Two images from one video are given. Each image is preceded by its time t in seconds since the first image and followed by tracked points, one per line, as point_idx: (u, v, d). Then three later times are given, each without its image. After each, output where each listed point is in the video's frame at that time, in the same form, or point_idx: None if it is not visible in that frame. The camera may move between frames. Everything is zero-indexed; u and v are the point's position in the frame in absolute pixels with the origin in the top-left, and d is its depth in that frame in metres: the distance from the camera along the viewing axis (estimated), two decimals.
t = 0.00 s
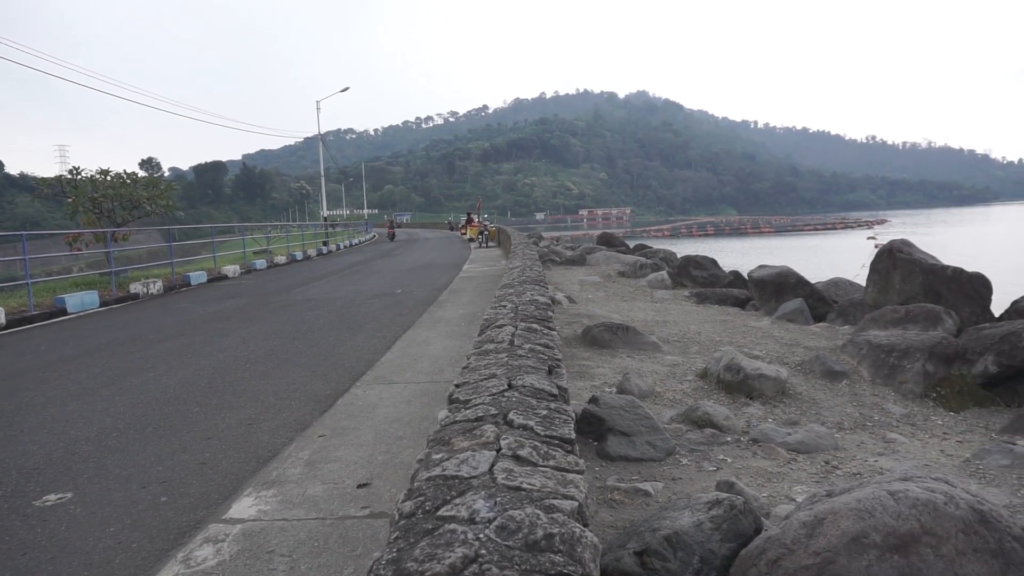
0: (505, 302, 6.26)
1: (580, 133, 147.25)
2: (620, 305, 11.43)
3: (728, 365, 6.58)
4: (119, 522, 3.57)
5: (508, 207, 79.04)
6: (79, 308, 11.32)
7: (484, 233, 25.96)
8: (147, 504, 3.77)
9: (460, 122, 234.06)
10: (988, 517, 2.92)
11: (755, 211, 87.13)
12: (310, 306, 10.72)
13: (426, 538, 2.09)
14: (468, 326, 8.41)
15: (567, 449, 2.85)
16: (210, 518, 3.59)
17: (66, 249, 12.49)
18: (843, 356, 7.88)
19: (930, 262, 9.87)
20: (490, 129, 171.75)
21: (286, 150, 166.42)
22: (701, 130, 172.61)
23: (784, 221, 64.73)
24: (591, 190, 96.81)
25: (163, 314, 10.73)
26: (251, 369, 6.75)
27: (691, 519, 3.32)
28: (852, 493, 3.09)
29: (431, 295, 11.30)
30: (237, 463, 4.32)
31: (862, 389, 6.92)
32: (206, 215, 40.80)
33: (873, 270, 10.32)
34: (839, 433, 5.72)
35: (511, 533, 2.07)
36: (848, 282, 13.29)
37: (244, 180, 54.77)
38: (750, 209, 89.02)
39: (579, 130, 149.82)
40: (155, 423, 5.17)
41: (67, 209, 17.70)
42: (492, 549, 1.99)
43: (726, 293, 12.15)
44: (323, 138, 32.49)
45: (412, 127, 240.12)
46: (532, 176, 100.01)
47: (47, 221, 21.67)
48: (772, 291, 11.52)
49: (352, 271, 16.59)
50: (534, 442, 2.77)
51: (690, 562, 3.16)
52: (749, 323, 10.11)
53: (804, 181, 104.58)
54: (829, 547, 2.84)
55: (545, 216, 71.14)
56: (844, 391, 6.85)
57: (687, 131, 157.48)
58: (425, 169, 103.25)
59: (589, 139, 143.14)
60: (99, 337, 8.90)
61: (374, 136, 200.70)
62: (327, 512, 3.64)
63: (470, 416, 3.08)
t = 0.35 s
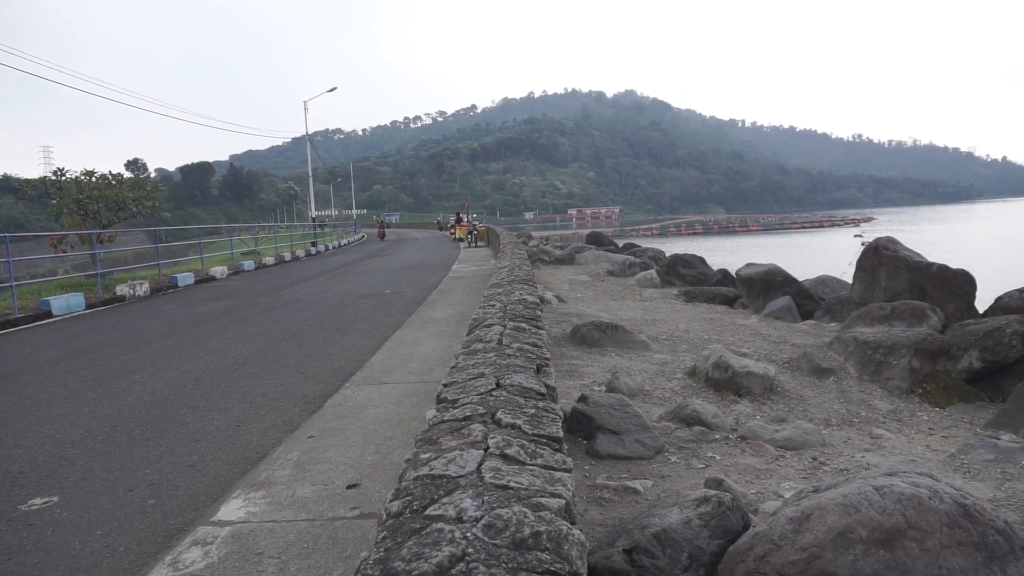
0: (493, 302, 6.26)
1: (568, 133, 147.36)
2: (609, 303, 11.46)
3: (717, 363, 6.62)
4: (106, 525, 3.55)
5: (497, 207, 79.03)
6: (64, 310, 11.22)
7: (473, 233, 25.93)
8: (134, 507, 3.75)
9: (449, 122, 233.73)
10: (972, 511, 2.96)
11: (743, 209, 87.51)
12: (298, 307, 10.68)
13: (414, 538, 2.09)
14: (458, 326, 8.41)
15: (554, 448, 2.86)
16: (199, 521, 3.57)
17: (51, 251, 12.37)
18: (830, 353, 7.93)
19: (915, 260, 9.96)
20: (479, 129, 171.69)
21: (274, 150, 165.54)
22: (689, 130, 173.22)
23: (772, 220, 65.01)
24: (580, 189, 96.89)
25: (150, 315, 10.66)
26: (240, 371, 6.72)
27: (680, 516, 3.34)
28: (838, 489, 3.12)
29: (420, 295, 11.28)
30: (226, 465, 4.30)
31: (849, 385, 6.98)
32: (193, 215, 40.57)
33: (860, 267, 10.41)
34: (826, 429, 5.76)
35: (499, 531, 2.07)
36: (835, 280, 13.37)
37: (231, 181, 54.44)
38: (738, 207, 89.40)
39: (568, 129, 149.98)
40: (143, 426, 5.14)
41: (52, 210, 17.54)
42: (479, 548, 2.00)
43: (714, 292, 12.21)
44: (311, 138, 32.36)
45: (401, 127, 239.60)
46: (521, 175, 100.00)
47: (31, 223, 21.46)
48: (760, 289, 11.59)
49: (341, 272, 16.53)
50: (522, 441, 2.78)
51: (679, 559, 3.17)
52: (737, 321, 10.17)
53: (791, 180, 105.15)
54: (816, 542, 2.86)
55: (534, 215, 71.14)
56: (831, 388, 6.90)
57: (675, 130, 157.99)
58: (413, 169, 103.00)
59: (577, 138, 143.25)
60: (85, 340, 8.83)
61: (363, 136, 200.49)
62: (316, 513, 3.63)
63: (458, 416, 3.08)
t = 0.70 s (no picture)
0: (484, 301, 6.27)
1: (560, 133, 147.45)
2: (600, 303, 11.48)
3: (708, 362, 6.65)
4: (96, 526, 3.53)
5: (490, 207, 79.04)
6: (54, 310, 11.15)
7: (465, 233, 25.91)
8: (124, 508, 3.73)
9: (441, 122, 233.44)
10: (958, 507, 2.99)
11: (735, 209, 87.77)
12: (289, 307, 10.64)
13: (403, 536, 2.09)
14: (450, 326, 8.41)
15: (544, 447, 2.87)
16: (190, 521, 3.56)
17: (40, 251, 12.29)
18: (820, 352, 7.98)
19: (904, 259, 10.03)
20: (471, 129, 171.54)
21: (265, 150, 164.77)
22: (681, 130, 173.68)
23: (763, 220, 65.22)
24: (572, 189, 96.93)
25: (140, 316, 10.59)
26: (230, 371, 6.70)
27: (670, 514, 3.35)
28: (827, 486, 3.14)
29: (411, 295, 11.27)
30: (217, 466, 4.28)
31: (838, 383, 7.03)
32: (184, 216, 40.39)
33: (850, 266, 10.47)
34: (816, 427, 5.80)
35: (487, 529, 2.08)
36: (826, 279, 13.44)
37: (222, 181, 54.16)
38: (730, 207, 89.65)
39: (560, 129, 150.14)
40: (133, 427, 5.11)
41: (40, 210, 17.43)
42: (467, 546, 2.01)
43: (705, 291, 12.25)
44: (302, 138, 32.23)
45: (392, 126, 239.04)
46: (513, 174, 99.95)
47: (20, 223, 21.29)
48: (751, 288, 11.64)
49: (332, 272, 16.49)
50: (511, 439, 2.78)
51: (669, 556, 3.19)
52: (729, 320, 10.21)
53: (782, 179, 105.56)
54: (804, 539, 2.88)
55: (526, 215, 71.11)
56: (821, 386, 6.94)
57: (667, 130, 158.34)
58: (406, 169, 102.76)
59: (569, 138, 143.39)
60: (74, 341, 8.76)
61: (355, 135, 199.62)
62: (307, 513, 3.63)
63: (448, 415, 3.08)
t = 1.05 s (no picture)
0: (473, 301, 6.27)
1: (549, 132, 147.37)
2: (589, 302, 11.50)
3: (696, 360, 6.68)
4: (82, 529, 3.51)
5: (479, 207, 79.00)
6: (39, 312, 11.04)
7: (454, 233, 25.87)
8: (111, 511, 3.71)
9: (429, 121, 233.02)
10: (942, 502, 3.02)
11: (723, 208, 88.06)
12: (278, 307, 10.59)
13: (391, 536, 2.10)
14: (439, 325, 8.41)
15: (532, 446, 2.87)
16: (178, 523, 3.54)
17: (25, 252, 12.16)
18: (808, 349, 8.03)
19: (890, 257, 10.11)
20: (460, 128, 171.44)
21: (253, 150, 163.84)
22: (669, 129, 174.29)
23: (751, 218, 65.50)
24: (562, 188, 96.94)
25: (127, 317, 10.51)
26: (218, 372, 6.66)
27: (658, 512, 3.37)
28: (813, 482, 3.17)
29: (400, 295, 11.25)
30: (205, 467, 4.26)
31: (826, 381, 7.08)
32: (171, 216, 40.10)
33: (836, 264, 10.54)
34: (804, 424, 5.84)
35: (474, 528, 2.09)
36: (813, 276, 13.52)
37: (209, 181, 53.73)
38: (718, 207, 90.00)
39: (549, 128, 150.34)
40: (120, 428, 5.08)
41: (25, 211, 17.23)
42: (455, 545, 2.01)
43: (694, 290, 12.31)
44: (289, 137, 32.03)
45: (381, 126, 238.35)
46: (502, 174, 99.87)
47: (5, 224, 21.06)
48: (739, 286, 11.71)
49: (321, 272, 16.42)
50: (499, 439, 2.79)
51: (658, 554, 3.21)
52: (717, 318, 10.26)
53: (770, 178, 106.08)
54: (792, 535, 2.90)
55: (516, 215, 71.07)
56: (809, 383, 6.99)
57: (655, 129, 158.79)
58: (395, 168, 102.42)
59: (558, 137, 143.49)
60: (60, 342, 8.68)
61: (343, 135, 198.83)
62: (296, 514, 3.62)
63: (436, 414, 3.08)
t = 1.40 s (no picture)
0: (462, 301, 6.27)
1: (540, 133, 147.39)
2: (579, 302, 11.52)
3: (685, 361, 6.71)
4: (67, 531, 3.48)
5: (469, 207, 78.96)
6: (24, 312, 10.93)
7: (444, 233, 25.85)
8: (97, 512, 3.68)
9: (420, 121, 232.67)
10: (925, 500, 3.05)
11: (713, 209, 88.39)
12: (266, 308, 10.54)
13: (377, 536, 2.10)
14: (428, 326, 8.41)
15: (519, 446, 2.88)
16: (164, 524, 3.52)
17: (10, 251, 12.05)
18: (795, 349, 8.08)
19: (876, 258, 10.19)
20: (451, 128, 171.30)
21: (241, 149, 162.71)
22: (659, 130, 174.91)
23: (740, 219, 65.80)
24: (552, 189, 96.99)
25: (114, 317, 10.43)
26: (206, 373, 6.62)
27: (646, 512, 3.38)
28: (799, 482, 3.19)
29: (389, 295, 11.21)
30: (192, 468, 4.24)
31: (813, 381, 7.12)
32: (158, 215, 39.82)
33: (823, 265, 10.62)
34: (791, 424, 5.88)
35: (460, 528, 2.09)
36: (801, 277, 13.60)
37: (197, 181, 53.34)
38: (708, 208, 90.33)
39: (540, 129, 150.42)
40: (106, 429, 5.04)
41: (10, 210, 17.05)
42: (440, 545, 2.01)
43: (683, 290, 12.35)
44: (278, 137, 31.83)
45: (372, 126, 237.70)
46: (493, 174, 99.80)
47: None
48: (727, 287, 11.76)
49: (310, 272, 16.35)
50: (486, 439, 2.79)
51: (645, 553, 3.22)
52: (706, 319, 10.31)
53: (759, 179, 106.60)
54: (777, 535, 2.93)
55: (506, 215, 71.03)
56: (796, 384, 7.04)
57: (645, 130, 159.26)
58: (385, 168, 102.12)
59: (548, 138, 143.58)
60: (46, 342, 8.60)
61: (333, 135, 198.04)
62: (284, 515, 3.60)
63: (423, 415, 3.08)
